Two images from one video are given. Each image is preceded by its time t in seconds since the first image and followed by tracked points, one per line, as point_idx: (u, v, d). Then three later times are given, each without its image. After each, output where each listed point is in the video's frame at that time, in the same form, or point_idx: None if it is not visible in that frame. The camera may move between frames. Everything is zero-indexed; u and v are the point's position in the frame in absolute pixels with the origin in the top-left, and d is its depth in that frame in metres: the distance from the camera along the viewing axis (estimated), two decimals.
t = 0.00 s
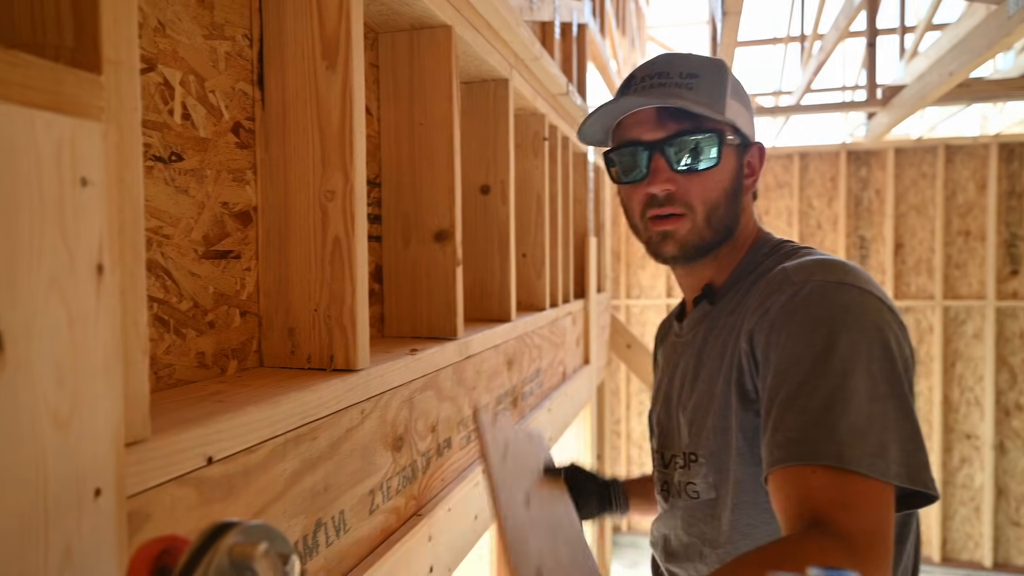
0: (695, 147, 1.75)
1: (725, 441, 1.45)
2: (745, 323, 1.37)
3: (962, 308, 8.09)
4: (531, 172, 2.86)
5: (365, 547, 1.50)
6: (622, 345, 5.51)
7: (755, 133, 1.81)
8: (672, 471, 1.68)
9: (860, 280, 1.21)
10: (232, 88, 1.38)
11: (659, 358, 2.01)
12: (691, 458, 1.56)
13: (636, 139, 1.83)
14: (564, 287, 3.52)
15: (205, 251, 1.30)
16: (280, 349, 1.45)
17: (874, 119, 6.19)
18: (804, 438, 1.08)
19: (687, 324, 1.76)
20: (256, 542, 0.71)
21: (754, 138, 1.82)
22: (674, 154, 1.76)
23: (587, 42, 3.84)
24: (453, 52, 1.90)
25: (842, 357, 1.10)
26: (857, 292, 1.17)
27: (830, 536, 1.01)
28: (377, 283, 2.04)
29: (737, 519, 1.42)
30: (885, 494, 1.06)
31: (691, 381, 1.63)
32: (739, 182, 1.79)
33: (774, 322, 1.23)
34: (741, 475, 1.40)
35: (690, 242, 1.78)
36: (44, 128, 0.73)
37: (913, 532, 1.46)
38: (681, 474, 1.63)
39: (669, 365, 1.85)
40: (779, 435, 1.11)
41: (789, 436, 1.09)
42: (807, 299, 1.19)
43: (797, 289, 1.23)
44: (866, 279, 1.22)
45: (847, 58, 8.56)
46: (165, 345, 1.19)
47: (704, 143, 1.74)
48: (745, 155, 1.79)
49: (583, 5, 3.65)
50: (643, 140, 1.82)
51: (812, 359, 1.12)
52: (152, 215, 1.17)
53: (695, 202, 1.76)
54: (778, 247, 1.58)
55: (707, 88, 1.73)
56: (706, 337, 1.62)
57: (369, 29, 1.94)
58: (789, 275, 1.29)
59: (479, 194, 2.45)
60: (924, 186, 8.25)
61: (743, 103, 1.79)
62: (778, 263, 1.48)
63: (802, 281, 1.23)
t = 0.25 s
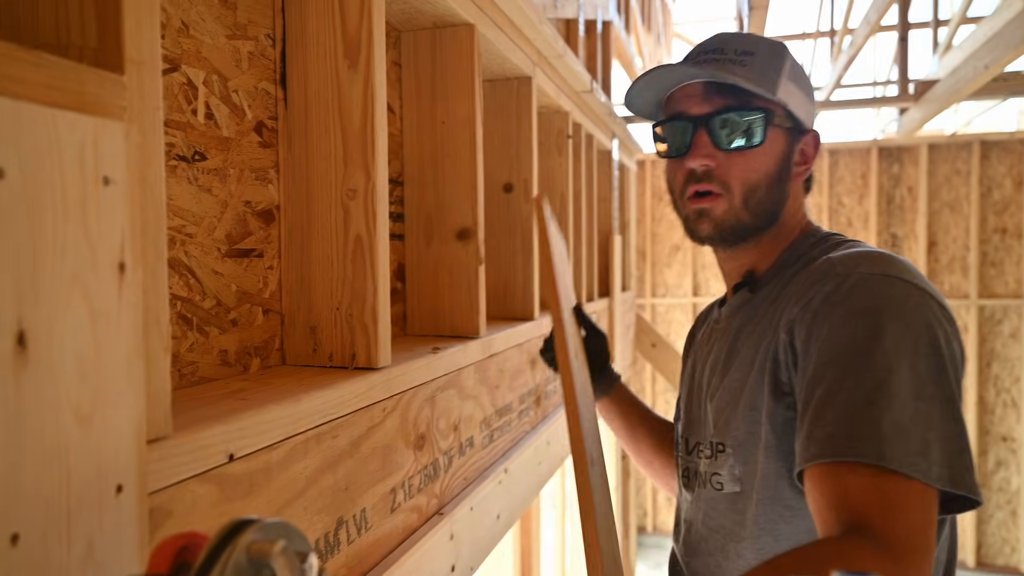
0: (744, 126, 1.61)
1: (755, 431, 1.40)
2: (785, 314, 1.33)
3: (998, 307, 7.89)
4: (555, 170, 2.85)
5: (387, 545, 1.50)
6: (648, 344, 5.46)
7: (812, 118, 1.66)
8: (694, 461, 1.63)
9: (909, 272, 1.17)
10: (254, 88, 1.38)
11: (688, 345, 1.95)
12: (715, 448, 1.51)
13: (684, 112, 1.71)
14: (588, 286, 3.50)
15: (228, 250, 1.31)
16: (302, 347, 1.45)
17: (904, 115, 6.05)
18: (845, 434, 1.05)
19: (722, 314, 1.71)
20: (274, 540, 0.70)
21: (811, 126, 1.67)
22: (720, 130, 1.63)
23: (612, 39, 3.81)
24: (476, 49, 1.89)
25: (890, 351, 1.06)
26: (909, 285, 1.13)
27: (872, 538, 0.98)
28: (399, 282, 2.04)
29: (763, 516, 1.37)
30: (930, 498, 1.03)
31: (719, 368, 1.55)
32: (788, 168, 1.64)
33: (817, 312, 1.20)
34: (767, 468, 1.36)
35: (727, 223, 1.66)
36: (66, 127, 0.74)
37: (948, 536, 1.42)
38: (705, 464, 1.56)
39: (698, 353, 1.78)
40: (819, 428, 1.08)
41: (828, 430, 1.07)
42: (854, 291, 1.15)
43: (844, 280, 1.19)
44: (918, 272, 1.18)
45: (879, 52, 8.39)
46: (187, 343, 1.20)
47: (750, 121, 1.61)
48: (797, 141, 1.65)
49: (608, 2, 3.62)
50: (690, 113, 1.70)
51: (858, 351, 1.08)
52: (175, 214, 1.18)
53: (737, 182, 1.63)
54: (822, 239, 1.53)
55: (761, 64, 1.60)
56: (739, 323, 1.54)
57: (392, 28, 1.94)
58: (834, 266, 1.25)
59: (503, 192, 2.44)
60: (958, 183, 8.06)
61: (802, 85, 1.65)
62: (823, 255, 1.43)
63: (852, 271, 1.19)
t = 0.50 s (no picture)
0: (797, 101, 1.45)
1: (778, 430, 1.32)
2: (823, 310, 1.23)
3: None
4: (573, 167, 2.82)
5: (401, 543, 1.50)
6: (666, 341, 5.43)
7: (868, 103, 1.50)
8: (705, 451, 1.53)
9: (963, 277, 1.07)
10: (269, 85, 1.38)
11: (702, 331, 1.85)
12: (733, 444, 1.42)
13: (731, 81, 1.54)
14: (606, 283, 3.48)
15: (242, 247, 1.32)
16: (317, 344, 1.45)
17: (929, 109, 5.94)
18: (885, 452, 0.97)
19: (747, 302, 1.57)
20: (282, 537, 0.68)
21: (866, 111, 1.50)
22: (769, 101, 1.46)
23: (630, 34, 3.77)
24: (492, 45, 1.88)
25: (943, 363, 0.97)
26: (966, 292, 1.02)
27: (898, 562, 0.92)
28: (415, 279, 2.03)
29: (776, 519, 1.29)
30: (969, 515, 0.96)
31: (738, 362, 1.45)
32: (838, 153, 1.47)
33: (862, 313, 1.10)
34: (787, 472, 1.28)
35: (764, 201, 1.47)
36: (76, 124, 0.74)
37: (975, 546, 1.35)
38: (719, 457, 1.47)
39: (714, 342, 1.68)
40: (857, 445, 1.01)
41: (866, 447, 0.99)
42: (905, 294, 1.05)
43: (894, 279, 1.08)
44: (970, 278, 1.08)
45: (905, 45, 8.24)
46: (201, 341, 1.21)
47: (805, 97, 1.44)
48: (850, 126, 1.49)
49: None
50: (738, 83, 1.53)
51: (908, 362, 0.99)
52: (188, 212, 1.18)
53: (782, 158, 1.45)
54: (862, 233, 1.40)
55: (824, 38, 1.44)
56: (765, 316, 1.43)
57: (408, 24, 1.93)
58: (881, 263, 1.14)
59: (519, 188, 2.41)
60: (985, 178, 7.89)
61: (862, 66, 1.49)
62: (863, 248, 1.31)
63: (905, 271, 1.08)
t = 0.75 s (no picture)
0: (777, 85, 1.39)
1: (764, 446, 1.25)
2: (821, 325, 1.15)
3: None
4: (581, 166, 2.80)
5: (404, 544, 1.49)
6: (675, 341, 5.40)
7: (862, 90, 1.43)
8: (685, 454, 1.46)
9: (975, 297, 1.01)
10: (273, 84, 1.37)
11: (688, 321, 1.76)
12: (713, 454, 1.35)
13: (714, 66, 1.50)
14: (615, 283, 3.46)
15: (244, 247, 1.31)
16: (320, 344, 1.44)
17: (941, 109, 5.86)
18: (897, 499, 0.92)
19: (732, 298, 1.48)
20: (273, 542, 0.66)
21: (861, 97, 1.43)
22: (750, 86, 1.41)
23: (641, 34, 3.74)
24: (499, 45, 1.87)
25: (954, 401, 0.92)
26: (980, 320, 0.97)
27: None
28: (421, 278, 2.02)
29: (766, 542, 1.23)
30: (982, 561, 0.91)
31: (724, 366, 1.37)
32: (824, 142, 1.41)
33: (866, 338, 1.02)
34: (775, 491, 1.21)
35: (744, 194, 1.43)
36: (70, 123, 0.73)
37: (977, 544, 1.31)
38: (697, 464, 1.40)
39: (700, 336, 1.59)
40: (865, 488, 0.95)
41: (875, 491, 0.94)
42: (916, 322, 0.98)
43: (903, 302, 1.01)
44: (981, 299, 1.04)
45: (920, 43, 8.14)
46: (202, 341, 1.20)
47: (789, 84, 1.38)
48: (841, 115, 1.42)
49: None
50: (721, 67, 1.49)
51: (921, 400, 0.93)
52: (189, 212, 1.18)
53: (764, 148, 1.40)
54: (859, 233, 1.32)
55: (811, 21, 1.38)
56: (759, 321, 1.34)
57: (414, 24, 1.92)
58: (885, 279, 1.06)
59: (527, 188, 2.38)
60: (991, 178, 7.75)
61: (857, 50, 1.42)
62: (861, 251, 1.23)
63: (914, 290, 1.01)
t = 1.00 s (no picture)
0: (739, 76, 1.43)
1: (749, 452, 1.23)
2: (819, 334, 1.14)
3: None
4: (583, 172, 2.82)
5: (406, 549, 1.50)
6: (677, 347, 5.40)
7: (844, 87, 1.39)
8: (675, 458, 1.45)
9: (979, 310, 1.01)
10: (277, 90, 1.38)
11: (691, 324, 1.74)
12: (701, 458, 1.33)
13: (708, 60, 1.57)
14: (617, 288, 3.47)
15: (248, 252, 1.32)
16: (323, 349, 1.45)
17: (940, 116, 5.86)
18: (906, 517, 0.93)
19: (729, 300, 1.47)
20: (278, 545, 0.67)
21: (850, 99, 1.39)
22: (716, 76, 1.46)
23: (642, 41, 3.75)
24: (501, 51, 1.87)
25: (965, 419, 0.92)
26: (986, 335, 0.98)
27: None
28: (423, 284, 2.02)
29: (768, 552, 1.23)
30: None
31: (716, 368, 1.36)
32: (788, 138, 1.40)
33: (868, 353, 1.03)
34: (772, 500, 1.20)
35: (703, 180, 1.49)
36: (77, 130, 0.74)
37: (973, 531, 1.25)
38: (686, 470, 1.38)
39: (699, 339, 1.58)
40: (874, 506, 0.96)
41: (882, 509, 0.95)
42: (919, 337, 0.98)
43: (906, 317, 1.01)
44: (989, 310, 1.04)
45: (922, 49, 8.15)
46: (206, 345, 1.21)
47: (749, 75, 1.41)
48: (813, 113, 1.40)
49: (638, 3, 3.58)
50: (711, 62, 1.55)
51: (927, 418, 0.93)
52: (195, 217, 1.19)
53: (721, 137, 1.45)
54: (863, 240, 1.32)
55: (785, 17, 1.41)
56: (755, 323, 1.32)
57: (417, 30, 1.93)
58: (886, 292, 1.06)
59: (529, 194, 2.40)
60: (997, 184, 7.76)
61: (842, 48, 1.40)
62: (863, 259, 1.23)
63: (917, 303, 1.01)
